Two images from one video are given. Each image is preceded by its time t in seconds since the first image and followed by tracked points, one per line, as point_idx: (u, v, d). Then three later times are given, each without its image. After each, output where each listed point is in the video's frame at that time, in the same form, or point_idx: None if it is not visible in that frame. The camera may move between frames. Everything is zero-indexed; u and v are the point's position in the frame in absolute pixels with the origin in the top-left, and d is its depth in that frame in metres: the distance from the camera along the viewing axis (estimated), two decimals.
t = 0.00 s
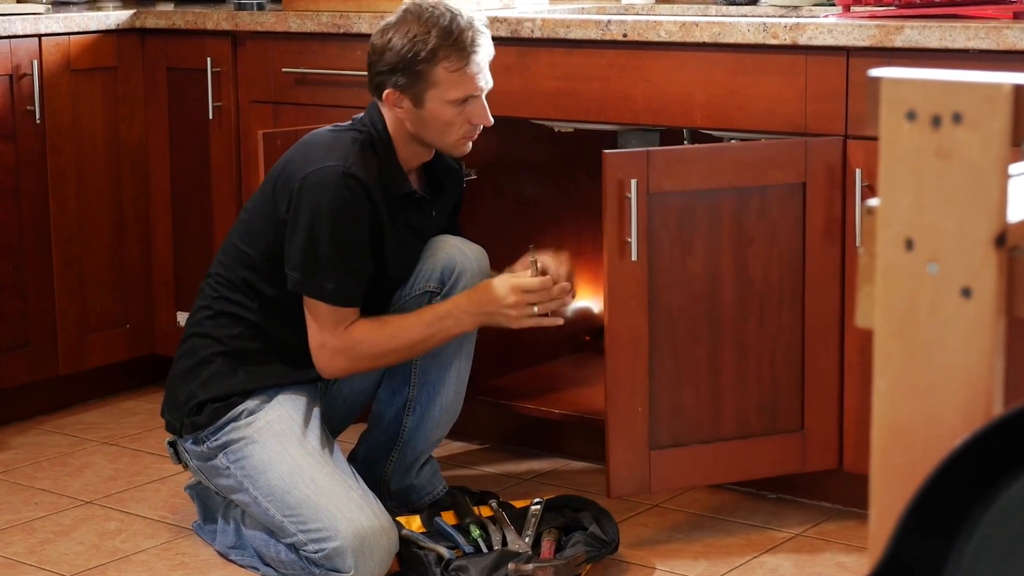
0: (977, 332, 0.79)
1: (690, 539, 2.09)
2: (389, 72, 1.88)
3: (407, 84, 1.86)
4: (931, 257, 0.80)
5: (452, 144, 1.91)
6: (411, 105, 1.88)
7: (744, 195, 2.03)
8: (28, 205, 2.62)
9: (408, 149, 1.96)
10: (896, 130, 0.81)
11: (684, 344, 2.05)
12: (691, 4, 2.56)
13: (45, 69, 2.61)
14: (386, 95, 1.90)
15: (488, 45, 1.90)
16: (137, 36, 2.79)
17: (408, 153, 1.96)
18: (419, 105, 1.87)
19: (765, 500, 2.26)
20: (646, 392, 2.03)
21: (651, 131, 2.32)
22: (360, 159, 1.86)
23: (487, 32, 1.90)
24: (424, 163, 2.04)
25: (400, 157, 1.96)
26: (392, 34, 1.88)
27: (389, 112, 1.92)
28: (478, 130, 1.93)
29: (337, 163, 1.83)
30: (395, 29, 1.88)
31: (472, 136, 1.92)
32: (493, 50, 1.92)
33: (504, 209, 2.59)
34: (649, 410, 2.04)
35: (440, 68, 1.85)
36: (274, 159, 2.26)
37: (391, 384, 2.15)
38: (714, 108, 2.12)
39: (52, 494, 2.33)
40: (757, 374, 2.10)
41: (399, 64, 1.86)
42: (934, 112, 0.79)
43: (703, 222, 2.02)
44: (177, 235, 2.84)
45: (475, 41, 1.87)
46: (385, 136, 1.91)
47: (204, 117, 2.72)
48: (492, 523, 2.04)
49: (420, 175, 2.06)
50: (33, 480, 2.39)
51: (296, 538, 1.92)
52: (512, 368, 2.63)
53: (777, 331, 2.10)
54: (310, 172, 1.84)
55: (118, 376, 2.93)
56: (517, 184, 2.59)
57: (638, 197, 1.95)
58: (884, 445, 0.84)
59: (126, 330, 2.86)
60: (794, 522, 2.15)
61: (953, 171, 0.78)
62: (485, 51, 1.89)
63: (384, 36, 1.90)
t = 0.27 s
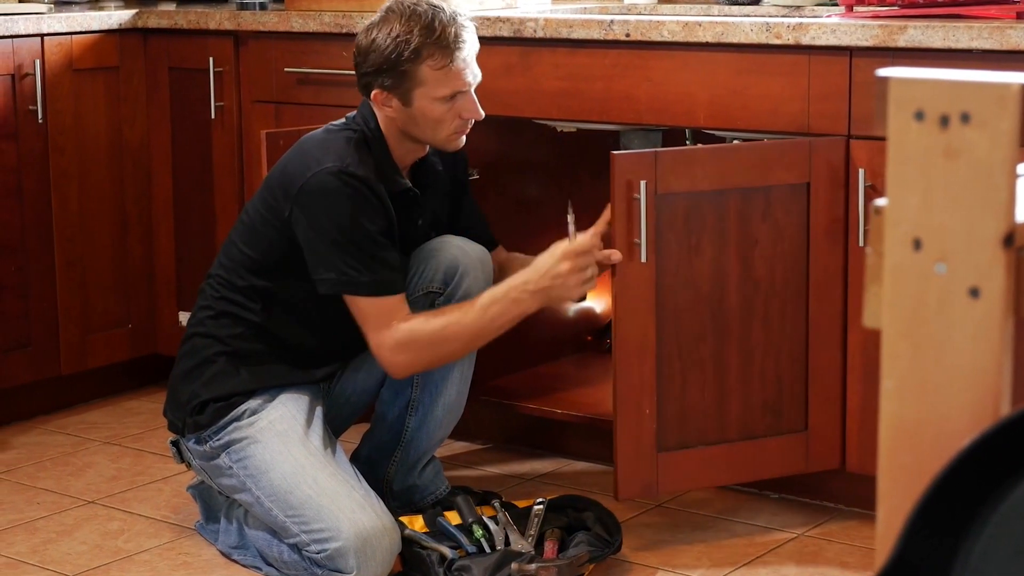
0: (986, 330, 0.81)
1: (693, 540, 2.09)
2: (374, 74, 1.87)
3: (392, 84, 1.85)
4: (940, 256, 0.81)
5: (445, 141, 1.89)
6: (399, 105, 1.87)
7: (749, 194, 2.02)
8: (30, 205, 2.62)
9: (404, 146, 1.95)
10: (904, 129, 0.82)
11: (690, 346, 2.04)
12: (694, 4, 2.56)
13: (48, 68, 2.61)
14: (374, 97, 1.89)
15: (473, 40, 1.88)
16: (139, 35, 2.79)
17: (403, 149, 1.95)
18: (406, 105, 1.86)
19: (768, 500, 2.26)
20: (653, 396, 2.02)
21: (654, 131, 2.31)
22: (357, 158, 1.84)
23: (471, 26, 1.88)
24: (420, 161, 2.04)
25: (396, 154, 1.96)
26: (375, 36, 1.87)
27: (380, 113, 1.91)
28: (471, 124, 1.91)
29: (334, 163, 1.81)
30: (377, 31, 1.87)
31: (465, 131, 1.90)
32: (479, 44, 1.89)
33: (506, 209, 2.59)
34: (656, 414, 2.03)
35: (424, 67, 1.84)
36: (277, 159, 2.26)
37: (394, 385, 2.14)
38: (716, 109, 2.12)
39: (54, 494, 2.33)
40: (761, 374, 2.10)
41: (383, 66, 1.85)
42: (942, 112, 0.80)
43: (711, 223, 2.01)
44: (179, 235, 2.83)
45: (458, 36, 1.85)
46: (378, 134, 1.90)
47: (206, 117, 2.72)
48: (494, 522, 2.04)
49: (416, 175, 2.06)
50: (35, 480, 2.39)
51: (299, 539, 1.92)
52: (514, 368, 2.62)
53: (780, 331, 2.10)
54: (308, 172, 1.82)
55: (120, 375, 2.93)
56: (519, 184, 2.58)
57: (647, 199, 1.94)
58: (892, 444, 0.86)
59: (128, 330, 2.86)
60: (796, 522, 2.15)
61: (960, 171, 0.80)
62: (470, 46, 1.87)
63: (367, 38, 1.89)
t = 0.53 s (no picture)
0: (992, 330, 0.82)
1: (695, 539, 2.09)
2: (383, 83, 1.85)
3: (403, 92, 1.84)
4: (946, 256, 0.82)
5: (453, 146, 1.88)
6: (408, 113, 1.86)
7: (745, 193, 2.03)
8: (32, 204, 2.62)
9: (407, 151, 1.93)
10: (910, 130, 0.83)
11: (684, 341, 2.05)
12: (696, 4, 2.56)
13: (50, 68, 2.61)
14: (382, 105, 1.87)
15: (479, 46, 1.88)
16: (141, 35, 2.79)
17: (406, 156, 1.95)
18: (417, 112, 1.85)
19: (770, 500, 2.26)
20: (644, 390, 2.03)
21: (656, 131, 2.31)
22: (353, 163, 1.83)
23: (477, 32, 1.88)
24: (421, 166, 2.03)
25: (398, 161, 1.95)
26: (382, 44, 1.85)
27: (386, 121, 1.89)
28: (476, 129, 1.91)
29: (330, 167, 1.81)
30: (385, 38, 1.85)
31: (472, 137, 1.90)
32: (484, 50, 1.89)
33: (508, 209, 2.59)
34: (645, 408, 2.04)
35: (435, 74, 1.83)
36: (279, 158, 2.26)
37: (396, 386, 2.14)
38: (718, 109, 2.12)
39: (56, 493, 2.33)
40: (759, 371, 2.09)
41: (393, 74, 1.83)
42: (948, 111, 0.81)
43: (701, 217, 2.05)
44: (180, 235, 2.83)
45: (466, 43, 1.85)
46: (380, 140, 1.89)
47: (208, 117, 2.72)
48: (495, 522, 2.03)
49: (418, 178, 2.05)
50: (37, 480, 2.39)
51: (301, 539, 1.92)
52: (516, 368, 2.62)
53: (780, 330, 2.10)
54: (304, 176, 1.82)
55: (121, 375, 2.93)
56: (521, 184, 2.58)
57: (636, 192, 1.96)
58: (900, 443, 0.86)
59: (130, 330, 2.86)
60: (798, 522, 2.15)
61: (967, 171, 0.81)
62: (477, 52, 1.87)
63: (372, 46, 1.87)
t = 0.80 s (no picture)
0: (1000, 330, 0.82)
1: (697, 539, 2.08)
2: (393, 94, 1.83)
3: (413, 104, 1.83)
4: (954, 256, 0.83)
5: (458, 152, 1.89)
6: (417, 122, 1.85)
7: (741, 190, 2.07)
8: (34, 204, 2.62)
9: (409, 155, 1.93)
10: (918, 127, 0.83)
11: (677, 334, 2.11)
12: (699, 4, 2.56)
13: (52, 68, 2.61)
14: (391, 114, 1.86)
15: (488, 54, 1.87)
16: (143, 35, 2.79)
17: (410, 159, 1.95)
18: (427, 122, 1.84)
19: (772, 500, 2.26)
20: (635, 380, 2.11)
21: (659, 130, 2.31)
22: (361, 166, 1.82)
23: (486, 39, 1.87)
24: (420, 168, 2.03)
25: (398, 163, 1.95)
26: (392, 54, 1.83)
27: (392, 127, 1.89)
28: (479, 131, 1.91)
29: (338, 173, 1.80)
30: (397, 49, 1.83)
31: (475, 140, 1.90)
32: (492, 57, 1.89)
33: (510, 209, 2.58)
34: (639, 396, 2.12)
35: (447, 87, 1.82)
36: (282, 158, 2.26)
37: (397, 384, 2.14)
38: (721, 109, 2.12)
39: (58, 493, 2.33)
40: (756, 367, 2.13)
41: (405, 86, 1.82)
42: (956, 110, 0.82)
43: (698, 213, 2.07)
44: (182, 234, 2.83)
45: (478, 53, 1.84)
46: (380, 143, 1.88)
47: (210, 116, 2.72)
48: (498, 522, 2.03)
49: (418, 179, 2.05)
50: (40, 479, 2.39)
51: (303, 540, 1.92)
52: (518, 367, 2.62)
53: (778, 328, 2.12)
54: (311, 182, 1.81)
55: (123, 375, 2.93)
56: (523, 184, 2.58)
57: (626, 189, 2.04)
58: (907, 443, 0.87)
59: (132, 330, 2.86)
60: (801, 522, 2.15)
61: (974, 169, 0.81)
62: (486, 60, 1.86)
63: (382, 55, 1.85)
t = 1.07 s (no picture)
0: (1008, 330, 0.83)
1: (700, 539, 2.08)
2: (399, 85, 1.83)
3: (420, 96, 1.83)
4: (962, 255, 0.83)
5: (458, 147, 1.89)
6: (421, 114, 1.85)
7: (742, 189, 2.07)
8: (36, 204, 2.62)
9: (408, 150, 1.93)
10: (926, 127, 0.84)
11: (679, 333, 2.12)
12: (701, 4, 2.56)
13: (54, 67, 2.61)
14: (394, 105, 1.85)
15: (491, 49, 1.88)
16: (145, 35, 2.79)
17: (408, 157, 1.95)
18: (431, 115, 1.84)
19: (774, 500, 2.26)
20: (637, 378, 2.12)
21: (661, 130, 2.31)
22: (359, 159, 1.82)
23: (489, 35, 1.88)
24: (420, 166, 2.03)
25: (399, 161, 1.95)
26: (399, 45, 1.83)
27: (393, 120, 1.88)
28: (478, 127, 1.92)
29: (336, 166, 1.80)
30: (404, 39, 1.83)
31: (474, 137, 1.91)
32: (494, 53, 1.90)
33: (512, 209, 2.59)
34: (640, 395, 2.13)
35: (453, 79, 1.82)
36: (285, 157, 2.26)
37: (400, 385, 2.14)
38: (724, 109, 2.12)
39: (61, 493, 2.33)
40: (758, 367, 2.13)
41: (412, 77, 1.81)
42: (964, 110, 0.83)
43: (698, 211, 2.08)
44: (184, 234, 2.83)
45: (483, 47, 1.85)
46: (380, 139, 1.88)
47: (213, 116, 2.72)
48: (501, 522, 2.04)
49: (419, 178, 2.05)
50: (42, 479, 2.39)
51: (306, 541, 1.92)
52: (520, 367, 2.62)
53: (781, 328, 2.12)
54: (309, 176, 1.81)
55: (125, 374, 2.93)
56: (526, 183, 2.58)
57: (627, 186, 2.04)
58: (914, 444, 0.87)
59: (134, 329, 2.86)
60: (804, 522, 2.15)
61: (982, 168, 0.82)
62: (490, 56, 1.87)
63: (388, 45, 1.84)
